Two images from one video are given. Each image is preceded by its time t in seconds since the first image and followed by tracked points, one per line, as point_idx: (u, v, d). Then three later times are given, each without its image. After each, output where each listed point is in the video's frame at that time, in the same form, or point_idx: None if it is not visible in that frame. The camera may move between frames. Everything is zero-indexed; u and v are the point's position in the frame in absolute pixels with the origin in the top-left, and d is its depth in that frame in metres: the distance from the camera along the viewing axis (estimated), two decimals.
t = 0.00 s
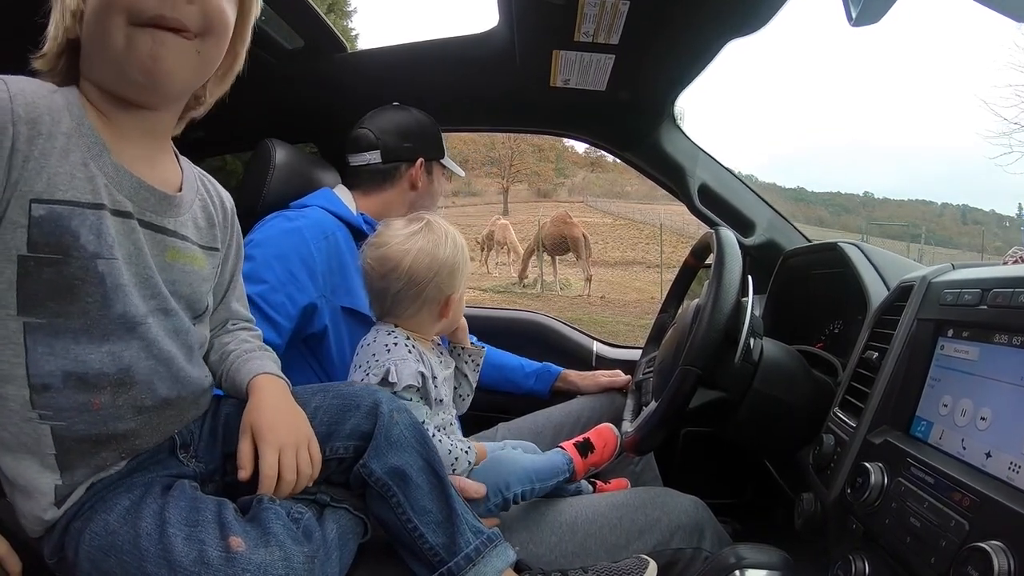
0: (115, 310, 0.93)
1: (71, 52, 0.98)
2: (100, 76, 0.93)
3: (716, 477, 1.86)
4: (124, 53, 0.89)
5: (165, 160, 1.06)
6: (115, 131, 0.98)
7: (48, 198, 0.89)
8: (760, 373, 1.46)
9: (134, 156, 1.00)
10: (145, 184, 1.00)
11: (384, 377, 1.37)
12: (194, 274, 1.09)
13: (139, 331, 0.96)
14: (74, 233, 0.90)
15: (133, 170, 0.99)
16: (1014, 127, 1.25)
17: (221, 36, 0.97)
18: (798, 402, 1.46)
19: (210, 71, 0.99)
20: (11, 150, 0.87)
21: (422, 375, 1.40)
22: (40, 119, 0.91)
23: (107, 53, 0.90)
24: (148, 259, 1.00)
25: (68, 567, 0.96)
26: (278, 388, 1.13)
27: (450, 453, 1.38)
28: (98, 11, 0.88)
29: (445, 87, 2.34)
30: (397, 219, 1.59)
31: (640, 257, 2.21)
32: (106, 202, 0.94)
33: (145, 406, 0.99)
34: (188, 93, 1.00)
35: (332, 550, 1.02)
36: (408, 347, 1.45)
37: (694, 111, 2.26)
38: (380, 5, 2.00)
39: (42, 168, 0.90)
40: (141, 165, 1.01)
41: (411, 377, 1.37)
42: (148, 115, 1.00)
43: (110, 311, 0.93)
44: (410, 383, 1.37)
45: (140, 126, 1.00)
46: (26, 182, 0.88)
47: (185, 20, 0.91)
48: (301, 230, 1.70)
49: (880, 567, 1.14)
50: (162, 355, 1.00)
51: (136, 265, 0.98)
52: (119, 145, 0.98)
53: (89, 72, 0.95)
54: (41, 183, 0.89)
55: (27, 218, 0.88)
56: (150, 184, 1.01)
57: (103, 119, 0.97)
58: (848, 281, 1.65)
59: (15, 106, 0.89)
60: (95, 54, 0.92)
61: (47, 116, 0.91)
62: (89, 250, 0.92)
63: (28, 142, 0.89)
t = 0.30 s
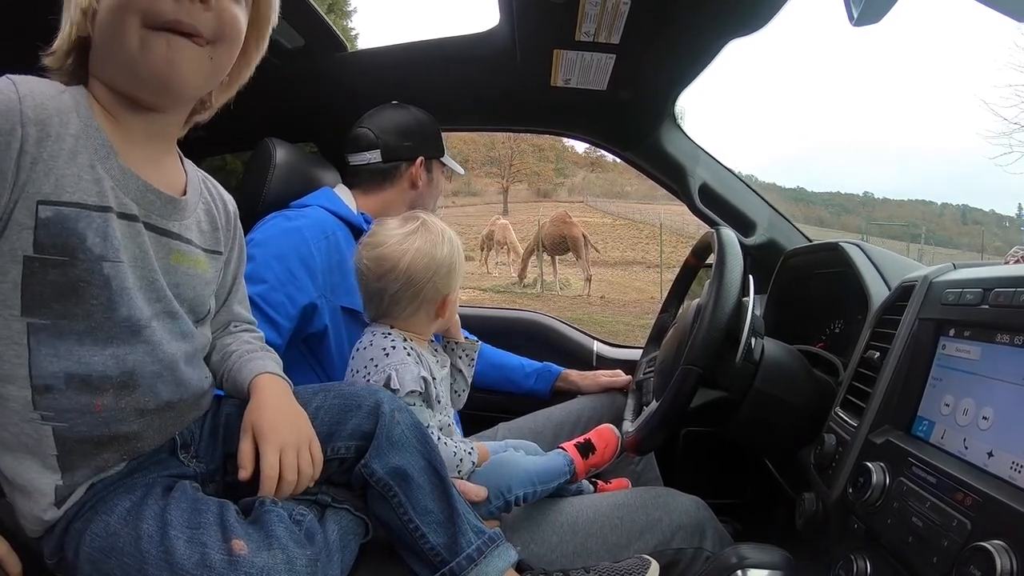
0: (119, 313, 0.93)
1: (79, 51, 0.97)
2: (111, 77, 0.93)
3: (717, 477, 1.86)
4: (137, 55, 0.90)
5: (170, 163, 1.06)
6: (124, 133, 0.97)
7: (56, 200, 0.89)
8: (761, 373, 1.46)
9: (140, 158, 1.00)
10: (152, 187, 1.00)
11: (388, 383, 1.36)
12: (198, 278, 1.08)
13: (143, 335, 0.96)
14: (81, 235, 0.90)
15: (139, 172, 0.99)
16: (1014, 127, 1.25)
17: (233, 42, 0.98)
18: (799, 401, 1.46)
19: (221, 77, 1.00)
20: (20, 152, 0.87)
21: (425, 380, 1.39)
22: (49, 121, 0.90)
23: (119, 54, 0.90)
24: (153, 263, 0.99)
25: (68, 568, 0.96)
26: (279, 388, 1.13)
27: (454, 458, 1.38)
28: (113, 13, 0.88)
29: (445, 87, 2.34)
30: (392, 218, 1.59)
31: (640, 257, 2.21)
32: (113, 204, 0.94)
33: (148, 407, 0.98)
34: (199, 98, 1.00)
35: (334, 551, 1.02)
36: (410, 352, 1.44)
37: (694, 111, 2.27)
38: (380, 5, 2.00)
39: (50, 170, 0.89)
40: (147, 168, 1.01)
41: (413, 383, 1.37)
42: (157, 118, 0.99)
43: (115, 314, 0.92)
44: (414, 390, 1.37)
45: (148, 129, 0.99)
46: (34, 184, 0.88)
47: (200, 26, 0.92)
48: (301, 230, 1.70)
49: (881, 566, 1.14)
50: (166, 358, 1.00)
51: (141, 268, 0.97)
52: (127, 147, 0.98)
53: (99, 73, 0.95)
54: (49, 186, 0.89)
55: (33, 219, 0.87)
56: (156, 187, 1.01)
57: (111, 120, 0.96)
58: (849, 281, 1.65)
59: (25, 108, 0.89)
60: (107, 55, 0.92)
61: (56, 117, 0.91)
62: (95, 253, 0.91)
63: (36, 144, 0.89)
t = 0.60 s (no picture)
0: (124, 315, 0.93)
1: (85, 51, 0.97)
2: (119, 78, 0.93)
3: (719, 477, 1.86)
4: (149, 59, 0.91)
5: (174, 165, 1.06)
6: (129, 135, 0.97)
7: (61, 200, 0.89)
8: (763, 373, 1.46)
9: (145, 160, 0.99)
10: (157, 189, 1.00)
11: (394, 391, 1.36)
12: (201, 279, 1.08)
13: (148, 336, 0.95)
14: (86, 235, 0.90)
15: (145, 174, 0.99)
16: (1015, 128, 1.26)
17: (242, 50, 1.01)
18: (801, 401, 1.46)
19: (228, 83, 1.02)
20: (26, 152, 0.87)
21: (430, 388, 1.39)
22: (55, 121, 0.90)
23: (130, 56, 0.91)
24: (158, 264, 0.99)
25: (71, 569, 0.95)
26: (283, 388, 1.13)
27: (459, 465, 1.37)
28: (126, 15, 0.89)
29: (446, 87, 2.34)
30: (396, 217, 1.58)
31: (640, 257, 2.21)
32: (118, 206, 0.94)
33: (152, 408, 0.98)
34: (206, 101, 1.01)
35: (339, 552, 1.02)
36: (415, 359, 1.44)
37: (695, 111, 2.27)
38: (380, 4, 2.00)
39: (55, 171, 0.89)
40: (153, 170, 1.01)
41: (419, 392, 1.36)
42: (164, 120, 1.00)
43: (120, 315, 0.92)
44: (419, 398, 1.36)
45: (153, 130, 1.00)
46: (39, 184, 0.88)
47: (213, 32, 0.95)
48: (301, 230, 1.69)
49: (885, 566, 1.14)
50: (170, 360, 0.99)
51: (146, 269, 0.97)
52: (132, 149, 0.98)
53: (106, 75, 0.95)
54: (55, 186, 0.89)
55: (38, 220, 0.87)
56: (161, 189, 1.01)
57: (116, 121, 0.96)
58: (851, 281, 1.65)
59: (31, 108, 0.89)
60: (116, 57, 0.92)
61: (62, 118, 0.91)
62: (100, 254, 0.91)
63: (42, 144, 0.89)
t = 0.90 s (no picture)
0: (127, 317, 0.93)
1: (91, 53, 0.97)
2: (126, 82, 0.94)
3: (719, 477, 1.87)
4: (158, 65, 0.92)
5: (178, 168, 1.07)
6: (133, 137, 0.98)
7: (65, 203, 0.89)
8: (763, 374, 1.46)
9: (148, 162, 1.00)
10: (161, 192, 1.00)
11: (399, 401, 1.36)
12: (204, 282, 1.08)
13: (151, 338, 0.96)
14: (90, 238, 0.90)
15: (149, 177, 0.99)
16: (1014, 128, 1.26)
17: (248, 58, 1.01)
18: (801, 401, 1.47)
19: (233, 89, 1.03)
20: (31, 155, 0.87)
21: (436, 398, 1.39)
22: (60, 124, 0.90)
23: (139, 61, 0.92)
24: (161, 267, 0.99)
25: (74, 570, 0.96)
26: (285, 389, 1.13)
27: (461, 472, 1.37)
28: (137, 21, 0.90)
29: (446, 87, 2.34)
30: (402, 218, 1.59)
31: (640, 257, 2.22)
32: (122, 208, 0.94)
33: (154, 410, 0.98)
34: (211, 106, 1.02)
35: (340, 552, 1.02)
36: (422, 366, 1.43)
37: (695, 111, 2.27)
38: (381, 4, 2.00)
39: (61, 173, 0.89)
40: (156, 173, 1.01)
41: (425, 402, 1.36)
42: (168, 124, 1.00)
43: (123, 317, 0.92)
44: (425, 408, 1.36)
45: (158, 134, 1.00)
46: (44, 187, 0.88)
47: (222, 40, 0.95)
48: (296, 228, 1.69)
49: (884, 566, 1.15)
50: (174, 362, 1.00)
51: (150, 272, 0.98)
52: (136, 151, 0.98)
53: (113, 78, 0.95)
54: (60, 189, 0.89)
55: (43, 222, 0.87)
56: (165, 192, 1.01)
57: (121, 124, 0.97)
58: (851, 281, 1.66)
59: (36, 111, 0.89)
60: (124, 61, 0.93)
61: (67, 121, 0.91)
62: (104, 256, 0.91)
63: (48, 147, 0.89)
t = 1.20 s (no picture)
0: (126, 317, 0.93)
1: (91, 56, 0.97)
2: (127, 85, 0.94)
3: (718, 477, 1.87)
4: (161, 70, 0.92)
5: (176, 170, 1.07)
6: (133, 141, 0.98)
7: (65, 205, 0.90)
8: (762, 374, 1.46)
9: (148, 165, 1.00)
10: (161, 194, 1.01)
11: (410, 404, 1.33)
12: (203, 283, 1.09)
13: (149, 339, 0.96)
14: (90, 239, 0.91)
15: (149, 180, 1.00)
16: (1014, 128, 1.26)
17: (249, 63, 1.02)
18: (799, 402, 1.47)
19: (232, 94, 1.04)
20: (31, 157, 0.88)
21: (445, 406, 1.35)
22: (59, 127, 0.91)
23: (141, 65, 0.92)
24: (160, 268, 1.00)
25: (73, 569, 0.96)
26: (284, 389, 1.14)
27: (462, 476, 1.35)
28: (141, 26, 0.90)
29: (446, 88, 2.34)
30: (417, 218, 1.59)
31: (640, 257, 2.23)
32: (121, 210, 0.95)
33: (154, 410, 0.99)
34: (211, 110, 1.02)
35: (338, 552, 1.03)
36: (433, 376, 1.42)
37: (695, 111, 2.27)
38: (381, 5, 2.00)
39: (60, 175, 0.90)
40: (156, 175, 1.02)
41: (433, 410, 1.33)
42: (168, 127, 1.01)
43: (122, 318, 0.93)
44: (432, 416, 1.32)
45: (158, 137, 1.01)
46: (44, 189, 0.89)
47: (225, 46, 0.96)
48: (294, 227, 1.70)
49: (881, 566, 1.15)
50: (173, 362, 1.00)
51: (149, 273, 0.98)
52: (136, 154, 0.99)
53: (113, 81, 0.96)
54: (59, 191, 0.89)
55: (43, 224, 0.88)
56: (164, 194, 1.02)
57: (121, 127, 0.97)
58: (850, 282, 1.66)
59: (36, 113, 0.89)
60: (126, 65, 0.93)
61: (66, 123, 0.92)
62: (102, 258, 0.92)
63: (48, 150, 0.89)
